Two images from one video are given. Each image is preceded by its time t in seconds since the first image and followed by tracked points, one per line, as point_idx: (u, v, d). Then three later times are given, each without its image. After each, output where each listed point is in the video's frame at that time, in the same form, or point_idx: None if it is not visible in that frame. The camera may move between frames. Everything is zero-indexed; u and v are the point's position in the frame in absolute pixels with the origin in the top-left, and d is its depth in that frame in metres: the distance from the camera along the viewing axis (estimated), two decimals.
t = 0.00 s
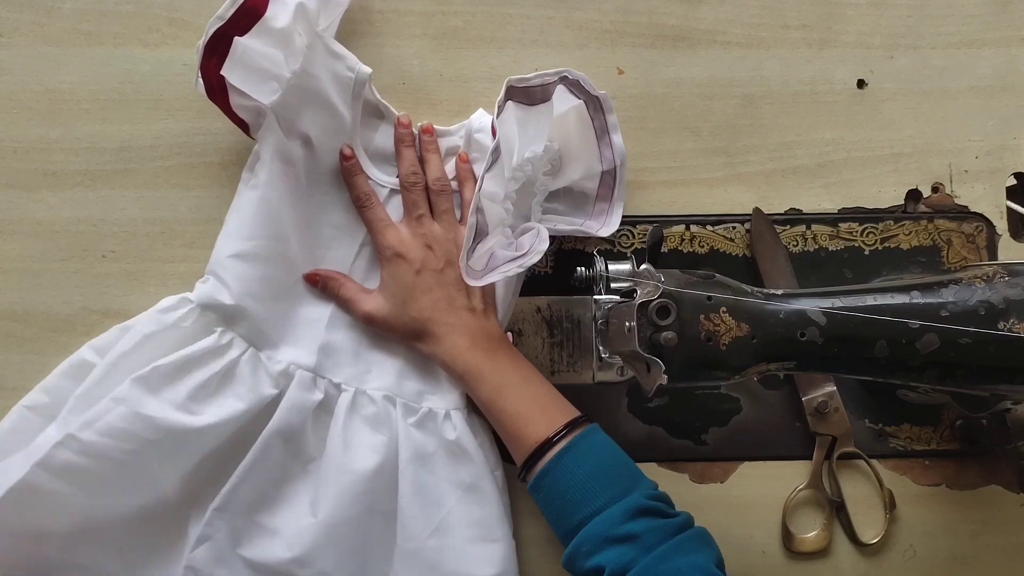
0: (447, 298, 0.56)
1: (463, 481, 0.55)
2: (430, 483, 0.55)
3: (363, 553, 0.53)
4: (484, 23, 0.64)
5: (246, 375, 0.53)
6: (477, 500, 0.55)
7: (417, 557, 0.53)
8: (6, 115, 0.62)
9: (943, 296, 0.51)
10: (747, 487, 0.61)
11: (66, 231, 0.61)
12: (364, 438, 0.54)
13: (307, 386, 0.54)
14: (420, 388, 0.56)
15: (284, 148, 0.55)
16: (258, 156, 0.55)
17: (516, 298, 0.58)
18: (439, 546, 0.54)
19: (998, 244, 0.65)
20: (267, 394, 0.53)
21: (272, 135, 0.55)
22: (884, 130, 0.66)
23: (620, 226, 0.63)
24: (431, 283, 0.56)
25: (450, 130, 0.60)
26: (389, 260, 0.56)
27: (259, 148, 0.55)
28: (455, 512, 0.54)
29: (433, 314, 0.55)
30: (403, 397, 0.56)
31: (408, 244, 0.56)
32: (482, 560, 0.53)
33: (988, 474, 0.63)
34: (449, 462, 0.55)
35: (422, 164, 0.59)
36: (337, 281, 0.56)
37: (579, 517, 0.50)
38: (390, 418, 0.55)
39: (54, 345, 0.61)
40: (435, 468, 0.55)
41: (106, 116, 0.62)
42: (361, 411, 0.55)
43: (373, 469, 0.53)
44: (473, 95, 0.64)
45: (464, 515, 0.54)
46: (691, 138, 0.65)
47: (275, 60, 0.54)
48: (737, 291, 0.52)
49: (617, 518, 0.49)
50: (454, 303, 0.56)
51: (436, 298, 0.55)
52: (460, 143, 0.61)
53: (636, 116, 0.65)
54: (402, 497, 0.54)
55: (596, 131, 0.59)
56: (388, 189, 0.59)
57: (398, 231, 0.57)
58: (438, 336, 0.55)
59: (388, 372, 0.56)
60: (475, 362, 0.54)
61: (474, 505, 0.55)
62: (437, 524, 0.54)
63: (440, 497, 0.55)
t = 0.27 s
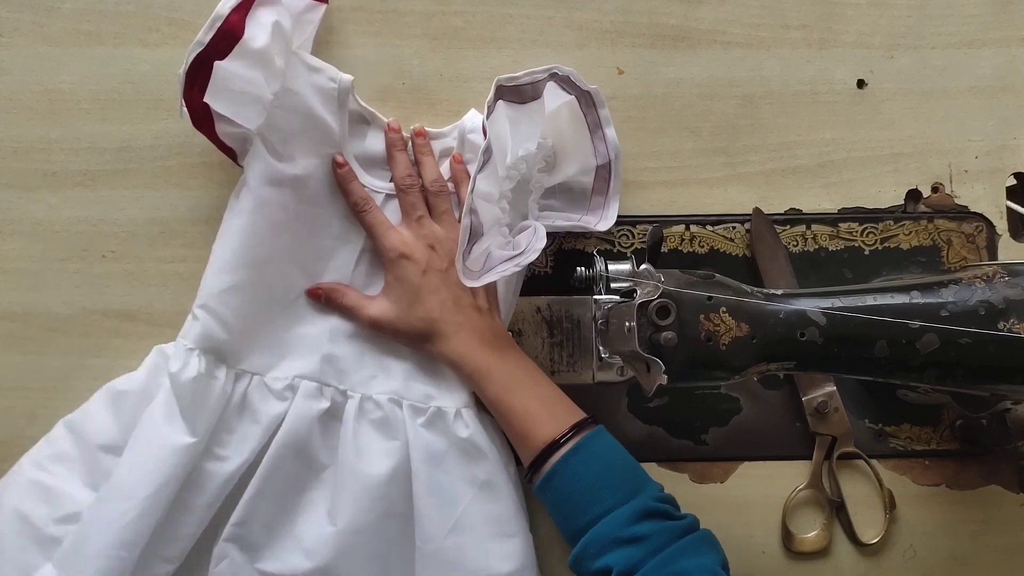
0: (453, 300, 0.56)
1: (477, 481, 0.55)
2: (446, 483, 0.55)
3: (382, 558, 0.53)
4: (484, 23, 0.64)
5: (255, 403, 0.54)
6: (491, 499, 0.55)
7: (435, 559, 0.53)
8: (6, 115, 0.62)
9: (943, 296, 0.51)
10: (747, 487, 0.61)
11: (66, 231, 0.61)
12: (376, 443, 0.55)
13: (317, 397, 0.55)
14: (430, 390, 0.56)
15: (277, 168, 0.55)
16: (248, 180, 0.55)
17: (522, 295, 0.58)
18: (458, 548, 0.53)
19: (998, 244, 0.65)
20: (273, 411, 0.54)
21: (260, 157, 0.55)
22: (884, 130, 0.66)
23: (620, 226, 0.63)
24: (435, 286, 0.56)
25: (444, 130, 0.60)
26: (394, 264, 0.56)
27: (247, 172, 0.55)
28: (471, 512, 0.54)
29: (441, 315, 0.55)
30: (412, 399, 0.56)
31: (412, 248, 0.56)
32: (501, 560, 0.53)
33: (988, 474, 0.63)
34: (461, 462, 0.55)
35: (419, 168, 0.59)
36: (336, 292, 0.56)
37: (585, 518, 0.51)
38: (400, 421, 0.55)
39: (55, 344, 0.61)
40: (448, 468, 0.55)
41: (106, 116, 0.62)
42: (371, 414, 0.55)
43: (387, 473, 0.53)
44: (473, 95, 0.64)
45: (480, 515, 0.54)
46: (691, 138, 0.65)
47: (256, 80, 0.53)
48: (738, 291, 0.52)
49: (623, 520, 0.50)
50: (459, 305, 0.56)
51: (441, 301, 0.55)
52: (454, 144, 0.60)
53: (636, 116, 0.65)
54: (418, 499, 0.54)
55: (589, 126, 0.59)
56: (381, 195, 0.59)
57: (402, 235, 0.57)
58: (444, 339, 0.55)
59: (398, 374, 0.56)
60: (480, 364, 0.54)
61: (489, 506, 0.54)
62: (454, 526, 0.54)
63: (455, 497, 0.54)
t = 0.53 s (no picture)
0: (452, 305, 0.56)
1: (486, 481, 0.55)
2: (456, 485, 0.54)
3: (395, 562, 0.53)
4: (484, 24, 0.64)
5: (263, 412, 0.55)
6: (500, 500, 0.55)
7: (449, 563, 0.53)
8: (6, 115, 0.62)
9: (943, 296, 0.51)
10: (747, 487, 0.61)
11: (66, 231, 0.61)
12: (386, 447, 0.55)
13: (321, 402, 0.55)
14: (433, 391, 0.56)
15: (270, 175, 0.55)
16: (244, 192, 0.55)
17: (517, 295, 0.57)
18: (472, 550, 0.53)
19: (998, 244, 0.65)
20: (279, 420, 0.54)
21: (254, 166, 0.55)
22: (884, 130, 0.66)
23: (620, 226, 0.63)
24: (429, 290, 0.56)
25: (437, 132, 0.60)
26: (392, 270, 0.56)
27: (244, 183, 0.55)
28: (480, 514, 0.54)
29: (438, 323, 0.55)
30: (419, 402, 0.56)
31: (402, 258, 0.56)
32: (514, 561, 0.53)
33: (988, 474, 0.63)
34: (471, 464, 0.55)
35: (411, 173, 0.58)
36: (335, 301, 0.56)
37: (590, 518, 0.51)
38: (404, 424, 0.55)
39: (55, 344, 0.61)
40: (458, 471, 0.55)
41: (106, 116, 0.62)
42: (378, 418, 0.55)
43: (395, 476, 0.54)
44: (473, 95, 0.64)
45: (488, 517, 0.54)
46: (691, 138, 0.65)
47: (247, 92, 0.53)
48: (738, 291, 0.52)
49: (626, 519, 0.50)
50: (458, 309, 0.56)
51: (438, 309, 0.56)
52: (446, 146, 0.61)
53: (636, 116, 0.65)
54: (429, 501, 0.54)
55: (582, 120, 0.59)
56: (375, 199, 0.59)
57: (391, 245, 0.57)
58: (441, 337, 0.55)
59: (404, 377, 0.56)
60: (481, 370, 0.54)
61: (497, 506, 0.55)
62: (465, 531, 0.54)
63: (465, 497, 0.54)
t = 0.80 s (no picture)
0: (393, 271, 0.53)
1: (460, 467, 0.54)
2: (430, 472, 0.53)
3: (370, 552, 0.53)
4: (484, 24, 0.64)
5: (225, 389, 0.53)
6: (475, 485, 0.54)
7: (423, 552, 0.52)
8: (6, 115, 0.62)
9: (943, 296, 0.51)
10: (747, 487, 0.61)
11: (66, 231, 0.61)
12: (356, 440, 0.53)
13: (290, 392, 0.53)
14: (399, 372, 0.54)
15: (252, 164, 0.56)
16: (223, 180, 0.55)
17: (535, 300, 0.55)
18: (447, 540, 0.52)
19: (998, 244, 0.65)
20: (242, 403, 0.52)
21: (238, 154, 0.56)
22: (884, 130, 0.66)
23: (620, 226, 0.63)
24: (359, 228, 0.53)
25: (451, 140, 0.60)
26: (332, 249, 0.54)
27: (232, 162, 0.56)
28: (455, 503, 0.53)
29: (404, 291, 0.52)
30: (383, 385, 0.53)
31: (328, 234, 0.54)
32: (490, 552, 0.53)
33: (988, 474, 0.63)
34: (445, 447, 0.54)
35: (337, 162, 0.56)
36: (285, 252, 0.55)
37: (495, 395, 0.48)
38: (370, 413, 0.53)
39: (55, 344, 0.61)
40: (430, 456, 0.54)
41: (106, 116, 0.62)
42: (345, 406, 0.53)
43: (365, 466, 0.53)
44: (473, 95, 0.64)
45: (464, 504, 0.53)
46: (691, 138, 0.65)
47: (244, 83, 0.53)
48: (738, 291, 0.52)
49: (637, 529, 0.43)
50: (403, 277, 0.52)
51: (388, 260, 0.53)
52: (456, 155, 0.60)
53: (636, 116, 0.65)
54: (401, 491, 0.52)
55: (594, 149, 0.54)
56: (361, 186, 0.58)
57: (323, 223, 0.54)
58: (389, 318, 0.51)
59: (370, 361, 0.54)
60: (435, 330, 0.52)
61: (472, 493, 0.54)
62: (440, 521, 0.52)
63: (435, 487, 0.53)
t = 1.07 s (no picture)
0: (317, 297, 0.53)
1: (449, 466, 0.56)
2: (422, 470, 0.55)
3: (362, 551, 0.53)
4: (485, 23, 0.64)
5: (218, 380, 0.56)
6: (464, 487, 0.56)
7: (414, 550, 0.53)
8: (6, 115, 0.62)
9: (943, 296, 0.51)
10: (747, 487, 0.61)
11: (66, 231, 0.61)
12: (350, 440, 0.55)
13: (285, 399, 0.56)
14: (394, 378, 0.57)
15: (240, 163, 0.56)
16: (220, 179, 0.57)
17: (535, 301, 0.58)
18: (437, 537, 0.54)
19: (998, 244, 0.65)
20: (234, 399, 0.56)
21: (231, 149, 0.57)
22: (884, 130, 0.66)
23: (620, 226, 0.63)
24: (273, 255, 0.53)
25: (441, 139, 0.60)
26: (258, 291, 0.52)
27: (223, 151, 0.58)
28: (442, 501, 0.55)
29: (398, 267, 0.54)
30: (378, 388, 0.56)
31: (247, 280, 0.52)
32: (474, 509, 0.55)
33: (988, 474, 0.63)
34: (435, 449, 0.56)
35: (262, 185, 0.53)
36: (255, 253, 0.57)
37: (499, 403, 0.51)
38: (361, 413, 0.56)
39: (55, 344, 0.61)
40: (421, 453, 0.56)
41: (106, 116, 0.62)
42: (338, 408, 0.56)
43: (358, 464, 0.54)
44: (474, 95, 0.64)
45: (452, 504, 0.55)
46: (691, 138, 0.65)
47: (234, 91, 0.56)
48: (738, 291, 0.52)
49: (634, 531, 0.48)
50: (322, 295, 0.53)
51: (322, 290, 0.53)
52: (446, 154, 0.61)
53: (636, 116, 0.65)
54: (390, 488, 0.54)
55: (587, 146, 0.58)
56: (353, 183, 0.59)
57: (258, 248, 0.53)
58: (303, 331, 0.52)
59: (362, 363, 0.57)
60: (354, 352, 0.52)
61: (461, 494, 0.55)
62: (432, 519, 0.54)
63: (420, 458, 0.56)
